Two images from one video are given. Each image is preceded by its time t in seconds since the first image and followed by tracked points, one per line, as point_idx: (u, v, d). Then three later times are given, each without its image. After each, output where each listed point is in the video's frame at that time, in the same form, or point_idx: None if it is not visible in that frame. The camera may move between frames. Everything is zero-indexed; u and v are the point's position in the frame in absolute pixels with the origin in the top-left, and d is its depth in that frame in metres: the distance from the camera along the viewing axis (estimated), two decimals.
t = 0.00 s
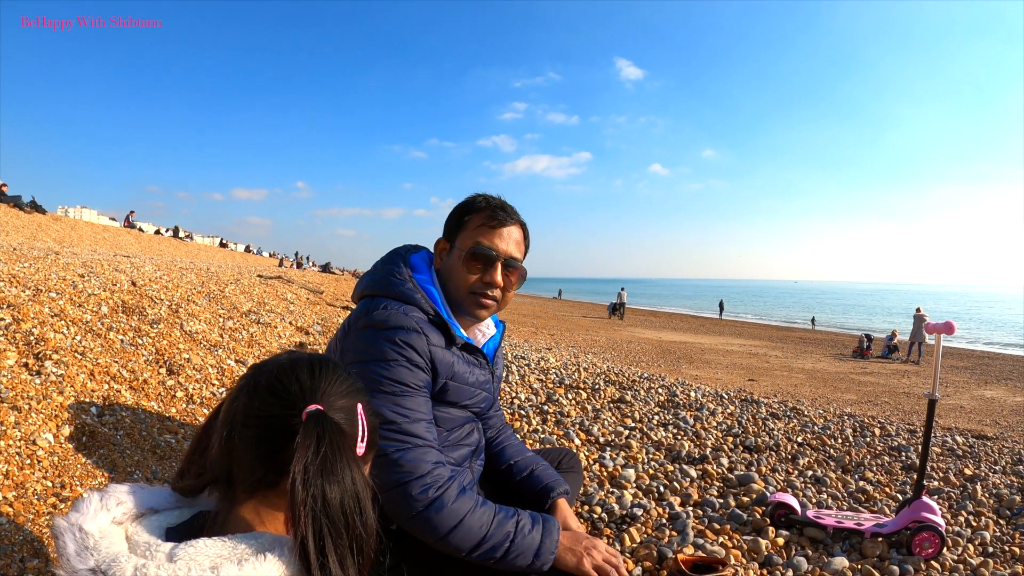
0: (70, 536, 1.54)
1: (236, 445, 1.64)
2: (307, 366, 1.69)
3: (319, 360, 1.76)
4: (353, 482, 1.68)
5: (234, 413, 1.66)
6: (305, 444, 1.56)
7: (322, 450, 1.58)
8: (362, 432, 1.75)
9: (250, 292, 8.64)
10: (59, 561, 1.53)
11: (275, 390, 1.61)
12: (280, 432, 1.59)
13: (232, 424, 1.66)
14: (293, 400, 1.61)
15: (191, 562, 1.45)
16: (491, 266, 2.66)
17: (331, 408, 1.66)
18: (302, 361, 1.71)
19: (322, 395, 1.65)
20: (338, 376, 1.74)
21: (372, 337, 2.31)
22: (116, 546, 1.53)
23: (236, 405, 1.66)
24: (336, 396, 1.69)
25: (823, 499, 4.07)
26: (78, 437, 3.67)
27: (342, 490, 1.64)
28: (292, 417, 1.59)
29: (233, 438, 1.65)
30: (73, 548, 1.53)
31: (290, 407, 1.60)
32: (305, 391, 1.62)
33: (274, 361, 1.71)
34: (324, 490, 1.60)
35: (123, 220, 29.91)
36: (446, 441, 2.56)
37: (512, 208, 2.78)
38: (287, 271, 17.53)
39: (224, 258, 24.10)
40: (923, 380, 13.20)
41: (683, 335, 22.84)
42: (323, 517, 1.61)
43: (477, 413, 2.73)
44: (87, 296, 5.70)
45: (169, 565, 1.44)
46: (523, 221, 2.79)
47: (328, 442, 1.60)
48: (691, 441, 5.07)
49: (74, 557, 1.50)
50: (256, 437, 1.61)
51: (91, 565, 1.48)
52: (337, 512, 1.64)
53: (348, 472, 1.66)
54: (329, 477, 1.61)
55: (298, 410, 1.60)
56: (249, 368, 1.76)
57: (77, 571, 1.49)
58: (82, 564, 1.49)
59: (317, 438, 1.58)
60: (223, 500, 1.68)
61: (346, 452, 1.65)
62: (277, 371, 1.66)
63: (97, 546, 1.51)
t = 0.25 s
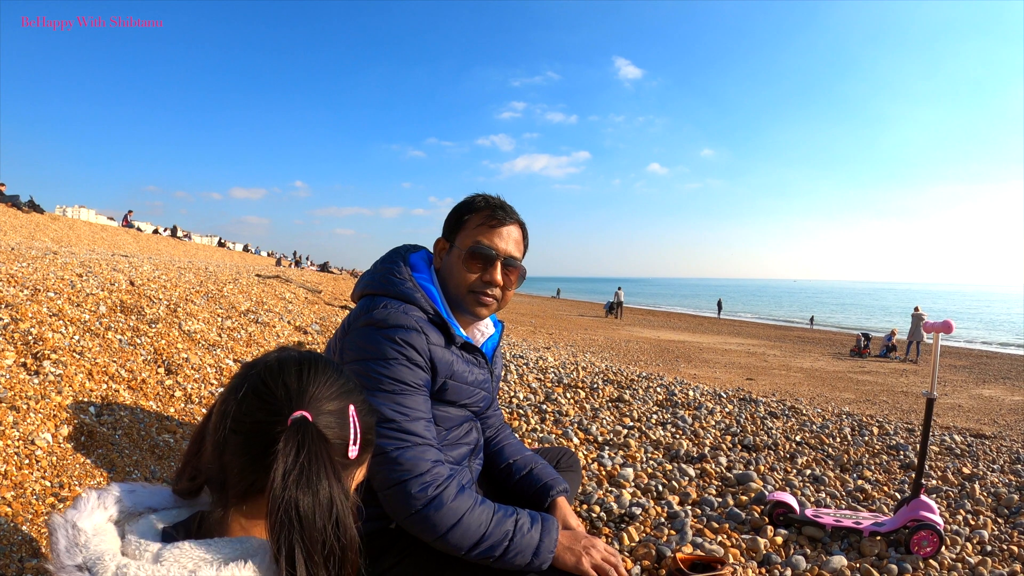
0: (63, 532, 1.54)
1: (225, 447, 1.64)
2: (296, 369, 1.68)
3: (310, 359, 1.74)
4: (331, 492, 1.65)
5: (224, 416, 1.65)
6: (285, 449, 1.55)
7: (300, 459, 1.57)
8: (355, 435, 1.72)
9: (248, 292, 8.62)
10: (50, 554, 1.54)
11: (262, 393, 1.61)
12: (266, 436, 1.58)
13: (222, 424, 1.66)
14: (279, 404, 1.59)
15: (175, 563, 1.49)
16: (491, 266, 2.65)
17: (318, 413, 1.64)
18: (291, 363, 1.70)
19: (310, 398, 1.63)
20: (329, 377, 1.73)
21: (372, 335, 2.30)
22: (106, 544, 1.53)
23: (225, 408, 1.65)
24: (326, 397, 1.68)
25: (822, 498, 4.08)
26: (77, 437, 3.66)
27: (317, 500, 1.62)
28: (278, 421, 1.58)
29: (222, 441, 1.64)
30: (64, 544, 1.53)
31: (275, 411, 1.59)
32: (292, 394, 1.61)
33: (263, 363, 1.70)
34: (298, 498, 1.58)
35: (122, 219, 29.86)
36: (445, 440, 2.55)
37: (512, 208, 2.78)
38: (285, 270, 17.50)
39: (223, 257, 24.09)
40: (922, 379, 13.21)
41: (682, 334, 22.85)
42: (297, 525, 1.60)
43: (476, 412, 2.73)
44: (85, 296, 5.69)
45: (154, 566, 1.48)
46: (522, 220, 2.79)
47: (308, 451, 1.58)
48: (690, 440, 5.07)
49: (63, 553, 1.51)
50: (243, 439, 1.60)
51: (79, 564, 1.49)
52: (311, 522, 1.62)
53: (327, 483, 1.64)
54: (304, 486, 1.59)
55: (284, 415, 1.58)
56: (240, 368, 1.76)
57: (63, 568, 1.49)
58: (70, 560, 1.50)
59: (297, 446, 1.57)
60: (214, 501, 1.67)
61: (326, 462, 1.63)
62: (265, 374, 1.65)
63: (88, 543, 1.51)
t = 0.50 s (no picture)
0: (64, 515, 1.56)
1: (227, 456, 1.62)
2: (300, 383, 1.64)
3: (315, 372, 1.69)
4: (314, 525, 1.55)
5: (228, 426, 1.64)
6: (272, 473, 1.49)
7: (285, 486, 1.49)
8: (356, 457, 1.68)
9: (246, 292, 8.61)
10: (48, 536, 1.56)
11: (263, 408, 1.58)
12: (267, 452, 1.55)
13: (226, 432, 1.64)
14: (280, 421, 1.56)
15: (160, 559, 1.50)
16: (488, 265, 2.65)
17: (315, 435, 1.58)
18: (296, 375, 1.66)
19: (310, 418, 1.59)
20: (333, 394, 1.68)
21: (368, 335, 2.29)
22: (103, 533, 1.55)
23: (229, 418, 1.64)
24: (327, 418, 1.63)
25: (820, 497, 4.08)
26: (75, 437, 3.65)
27: (298, 531, 1.52)
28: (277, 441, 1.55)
29: (225, 450, 1.63)
30: (64, 527, 1.55)
31: (276, 428, 1.55)
32: (292, 413, 1.57)
33: (268, 374, 1.66)
34: (278, 526, 1.50)
35: (120, 220, 29.82)
36: (442, 440, 2.55)
37: (508, 207, 2.77)
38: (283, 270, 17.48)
39: (222, 258, 24.08)
40: (920, 379, 13.22)
41: (680, 333, 22.86)
42: (274, 553, 1.51)
43: (473, 412, 2.72)
44: (83, 296, 5.68)
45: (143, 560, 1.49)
46: (519, 219, 2.78)
47: (294, 479, 1.50)
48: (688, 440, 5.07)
49: (60, 536, 1.52)
50: (244, 451, 1.58)
51: (75, 547, 1.50)
52: (291, 553, 1.53)
53: (310, 513, 1.54)
54: (286, 513, 1.51)
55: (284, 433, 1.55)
56: (248, 374, 1.73)
57: (59, 549, 1.50)
58: (67, 543, 1.51)
59: (284, 472, 1.49)
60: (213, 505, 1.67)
61: (313, 491, 1.54)
62: (269, 386, 1.62)
63: (86, 528, 1.54)
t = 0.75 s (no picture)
0: (64, 519, 1.53)
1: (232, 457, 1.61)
2: (309, 387, 1.63)
3: (323, 376, 1.69)
4: (331, 530, 1.55)
5: (234, 427, 1.63)
6: (287, 478, 1.48)
7: (300, 491, 1.49)
8: (363, 461, 1.69)
9: (244, 291, 8.60)
10: (50, 540, 1.54)
11: (272, 411, 1.57)
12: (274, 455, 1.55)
13: (231, 432, 1.63)
14: (290, 425, 1.55)
15: (164, 563, 1.49)
16: (484, 261, 2.64)
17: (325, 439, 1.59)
18: (304, 379, 1.65)
19: (319, 423, 1.59)
20: (341, 399, 1.68)
21: (363, 336, 2.29)
22: (104, 536, 1.52)
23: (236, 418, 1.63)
24: (336, 422, 1.63)
25: (818, 496, 4.08)
26: (72, 436, 3.64)
27: (317, 537, 1.51)
28: (285, 445, 1.54)
29: (230, 451, 1.62)
30: (64, 531, 1.52)
31: (286, 432, 1.55)
32: (301, 418, 1.56)
33: (276, 376, 1.66)
34: (298, 531, 1.48)
35: (118, 219, 29.79)
36: (438, 440, 2.54)
37: (501, 204, 2.76)
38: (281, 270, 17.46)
39: (221, 258, 24.07)
40: (918, 377, 13.22)
41: (679, 333, 22.86)
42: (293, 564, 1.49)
43: (469, 411, 2.72)
44: (81, 296, 5.67)
45: (146, 565, 1.48)
46: (512, 216, 2.78)
47: (309, 484, 1.50)
48: (686, 438, 5.07)
49: (61, 540, 1.50)
50: (250, 453, 1.57)
51: (77, 552, 1.48)
52: (310, 556, 1.51)
53: (327, 518, 1.54)
54: (304, 518, 1.49)
55: (294, 437, 1.54)
56: (254, 373, 1.72)
57: (61, 555, 1.48)
58: (69, 548, 1.49)
59: (299, 477, 1.49)
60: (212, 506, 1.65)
61: (327, 496, 1.54)
62: (276, 388, 1.61)
63: (87, 532, 1.51)
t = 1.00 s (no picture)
0: (54, 528, 1.54)
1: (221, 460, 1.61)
2: (295, 386, 1.62)
3: (310, 375, 1.68)
4: (317, 532, 1.54)
5: (222, 430, 1.63)
6: (272, 480, 1.47)
7: (286, 493, 1.48)
8: (353, 461, 1.68)
9: (243, 291, 8.59)
10: (41, 548, 1.55)
11: (259, 412, 1.56)
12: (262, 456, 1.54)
13: (220, 435, 1.63)
14: (276, 425, 1.55)
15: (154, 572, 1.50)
16: (483, 260, 2.64)
17: (313, 438, 1.58)
18: (291, 378, 1.64)
19: (306, 422, 1.58)
20: (328, 398, 1.67)
21: (363, 336, 2.28)
22: (93, 544, 1.52)
23: (224, 421, 1.63)
24: (324, 422, 1.62)
25: (817, 494, 4.08)
26: (72, 437, 3.63)
27: (301, 539, 1.51)
28: (273, 445, 1.53)
29: (219, 455, 1.62)
30: (54, 540, 1.53)
31: (273, 432, 1.54)
32: (288, 418, 1.56)
33: (262, 377, 1.65)
34: (282, 533, 1.48)
35: (117, 220, 29.75)
36: (439, 441, 2.54)
37: (501, 203, 2.76)
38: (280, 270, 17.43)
39: (218, 257, 24.03)
40: (917, 376, 13.25)
41: (677, 332, 22.87)
42: (277, 564, 1.49)
43: (470, 411, 2.72)
44: (80, 296, 5.65)
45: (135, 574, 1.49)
46: (512, 214, 2.78)
47: (295, 485, 1.49)
48: (686, 438, 5.07)
49: (51, 550, 1.51)
50: (239, 455, 1.57)
51: (67, 563, 1.49)
52: (296, 557, 1.51)
53: (313, 520, 1.53)
54: (289, 519, 1.49)
55: (280, 437, 1.53)
56: (242, 375, 1.72)
57: (52, 565, 1.50)
58: (59, 558, 1.50)
59: (284, 478, 1.48)
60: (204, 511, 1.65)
61: (313, 497, 1.53)
62: (263, 388, 1.60)
63: (76, 541, 1.51)
